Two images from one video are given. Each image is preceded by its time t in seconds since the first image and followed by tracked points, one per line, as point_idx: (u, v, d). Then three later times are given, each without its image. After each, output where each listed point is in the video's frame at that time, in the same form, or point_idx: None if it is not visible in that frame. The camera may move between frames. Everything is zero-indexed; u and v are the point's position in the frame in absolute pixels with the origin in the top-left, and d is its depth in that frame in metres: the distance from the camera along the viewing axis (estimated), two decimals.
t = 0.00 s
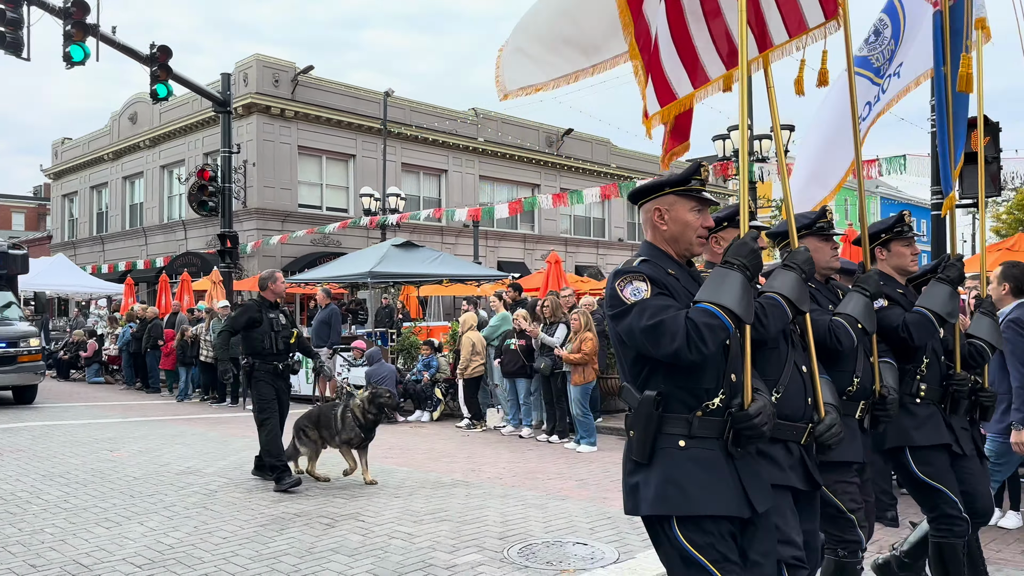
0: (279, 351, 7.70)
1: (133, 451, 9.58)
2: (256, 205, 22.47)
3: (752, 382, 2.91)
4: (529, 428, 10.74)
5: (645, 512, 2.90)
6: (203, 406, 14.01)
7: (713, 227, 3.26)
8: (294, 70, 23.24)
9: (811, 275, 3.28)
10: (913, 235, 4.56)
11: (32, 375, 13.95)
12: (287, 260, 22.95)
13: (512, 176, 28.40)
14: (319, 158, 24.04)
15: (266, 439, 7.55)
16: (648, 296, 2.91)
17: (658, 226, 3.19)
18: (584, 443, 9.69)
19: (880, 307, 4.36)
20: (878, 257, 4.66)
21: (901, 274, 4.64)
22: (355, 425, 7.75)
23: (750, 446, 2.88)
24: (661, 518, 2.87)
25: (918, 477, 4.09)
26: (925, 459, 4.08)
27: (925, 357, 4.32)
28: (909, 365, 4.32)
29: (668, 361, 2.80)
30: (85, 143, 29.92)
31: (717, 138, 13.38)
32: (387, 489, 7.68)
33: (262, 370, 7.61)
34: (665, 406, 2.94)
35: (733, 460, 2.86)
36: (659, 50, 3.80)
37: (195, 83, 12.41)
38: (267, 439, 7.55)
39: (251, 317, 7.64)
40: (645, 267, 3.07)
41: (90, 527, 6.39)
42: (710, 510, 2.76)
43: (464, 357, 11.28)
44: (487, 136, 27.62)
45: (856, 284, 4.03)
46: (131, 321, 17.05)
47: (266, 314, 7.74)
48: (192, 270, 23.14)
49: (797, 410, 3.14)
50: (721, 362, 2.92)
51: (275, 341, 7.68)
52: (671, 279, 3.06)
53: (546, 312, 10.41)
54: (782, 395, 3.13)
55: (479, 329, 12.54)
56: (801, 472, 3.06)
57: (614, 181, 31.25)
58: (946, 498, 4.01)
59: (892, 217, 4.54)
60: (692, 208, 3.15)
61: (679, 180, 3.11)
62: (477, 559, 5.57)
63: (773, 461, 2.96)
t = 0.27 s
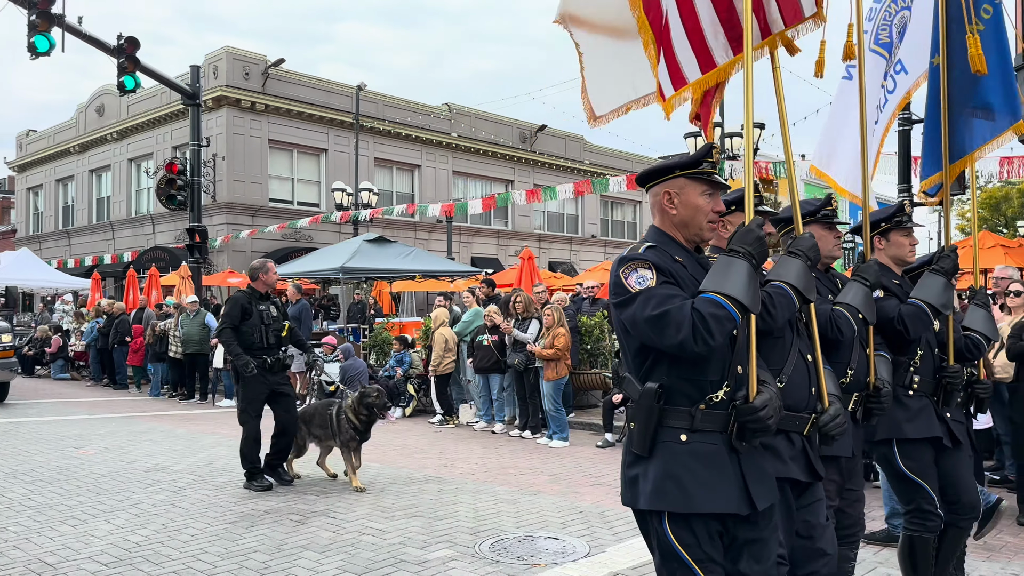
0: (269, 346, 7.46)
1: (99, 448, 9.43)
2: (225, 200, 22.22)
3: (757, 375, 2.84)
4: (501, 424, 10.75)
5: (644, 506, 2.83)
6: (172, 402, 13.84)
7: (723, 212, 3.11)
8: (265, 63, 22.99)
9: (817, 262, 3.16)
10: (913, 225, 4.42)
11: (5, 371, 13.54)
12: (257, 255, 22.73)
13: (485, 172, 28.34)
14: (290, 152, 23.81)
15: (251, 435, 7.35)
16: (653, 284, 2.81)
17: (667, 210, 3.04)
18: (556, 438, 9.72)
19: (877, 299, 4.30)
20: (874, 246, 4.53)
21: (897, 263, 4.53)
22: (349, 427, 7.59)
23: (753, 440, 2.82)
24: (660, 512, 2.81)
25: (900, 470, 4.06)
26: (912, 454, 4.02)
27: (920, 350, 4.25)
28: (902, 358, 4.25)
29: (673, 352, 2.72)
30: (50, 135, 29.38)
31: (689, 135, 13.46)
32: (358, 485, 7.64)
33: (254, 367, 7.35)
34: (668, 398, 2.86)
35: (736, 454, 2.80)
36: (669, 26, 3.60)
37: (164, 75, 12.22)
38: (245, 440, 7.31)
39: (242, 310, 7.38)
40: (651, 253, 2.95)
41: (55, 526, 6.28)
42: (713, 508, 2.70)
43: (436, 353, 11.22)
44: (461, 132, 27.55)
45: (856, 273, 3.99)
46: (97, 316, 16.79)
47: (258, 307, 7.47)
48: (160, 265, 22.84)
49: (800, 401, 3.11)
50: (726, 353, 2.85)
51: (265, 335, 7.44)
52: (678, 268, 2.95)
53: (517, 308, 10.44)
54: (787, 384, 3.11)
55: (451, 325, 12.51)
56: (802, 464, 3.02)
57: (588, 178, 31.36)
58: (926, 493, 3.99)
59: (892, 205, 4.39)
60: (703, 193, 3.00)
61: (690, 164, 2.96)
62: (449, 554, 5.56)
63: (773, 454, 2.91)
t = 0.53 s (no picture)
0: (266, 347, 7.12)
1: (69, 446, 9.29)
2: (199, 194, 21.98)
3: (753, 369, 2.83)
4: (478, 420, 10.75)
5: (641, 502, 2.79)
6: (145, 399, 13.67)
7: (716, 205, 3.10)
8: (240, 57, 22.76)
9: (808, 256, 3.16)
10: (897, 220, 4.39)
11: None
12: (232, 250, 22.52)
13: (463, 168, 28.28)
14: (265, 146, 23.59)
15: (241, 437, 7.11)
16: (650, 279, 2.76)
17: (661, 203, 3.02)
18: (533, 434, 9.74)
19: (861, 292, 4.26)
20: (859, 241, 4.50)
21: (881, 259, 4.50)
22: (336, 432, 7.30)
23: (749, 434, 2.81)
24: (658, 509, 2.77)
25: (879, 466, 4.05)
26: (890, 450, 4.03)
27: (902, 345, 4.27)
28: (885, 352, 4.26)
29: (671, 348, 2.69)
30: (20, 128, 28.89)
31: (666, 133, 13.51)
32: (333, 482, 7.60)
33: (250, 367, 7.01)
34: (664, 393, 2.83)
35: (733, 449, 2.78)
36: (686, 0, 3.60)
37: (137, 68, 12.05)
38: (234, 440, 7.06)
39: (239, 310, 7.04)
40: (646, 246, 2.91)
41: (24, 525, 6.18)
42: (713, 503, 2.68)
43: (411, 349, 11.20)
44: (439, 127, 27.46)
45: (842, 269, 4.00)
46: (68, 312, 16.54)
47: (257, 307, 7.10)
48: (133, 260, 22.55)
49: (789, 394, 3.13)
50: (722, 347, 2.83)
51: (263, 336, 7.10)
52: (673, 261, 2.92)
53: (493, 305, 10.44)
54: (776, 378, 3.11)
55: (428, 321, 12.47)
56: (791, 457, 3.04)
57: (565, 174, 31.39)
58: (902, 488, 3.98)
59: (878, 200, 4.36)
60: (699, 186, 2.99)
61: (684, 157, 2.95)
62: (424, 551, 5.55)
63: (766, 448, 2.91)
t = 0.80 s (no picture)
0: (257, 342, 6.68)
1: (37, 443, 9.14)
2: (172, 188, 21.71)
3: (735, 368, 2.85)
4: (453, 416, 10.73)
5: (622, 500, 2.81)
6: (116, 395, 13.51)
7: (701, 206, 3.12)
8: (213, 49, 22.50)
9: (787, 255, 3.16)
10: (870, 218, 4.44)
11: None
12: (205, 245, 22.30)
13: (440, 163, 28.19)
14: (239, 140, 23.36)
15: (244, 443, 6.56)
16: (633, 280, 2.77)
17: (649, 202, 3.01)
18: (508, 430, 9.76)
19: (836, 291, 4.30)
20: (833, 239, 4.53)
21: (853, 258, 4.53)
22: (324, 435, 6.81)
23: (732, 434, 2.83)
24: (638, 506, 2.78)
25: (849, 462, 4.09)
26: (861, 446, 4.07)
27: (873, 343, 4.32)
28: (858, 350, 4.28)
29: (653, 350, 2.70)
30: None
31: (641, 130, 13.57)
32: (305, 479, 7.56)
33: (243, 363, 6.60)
34: (647, 392, 2.83)
35: (714, 448, 2.80)
36: None
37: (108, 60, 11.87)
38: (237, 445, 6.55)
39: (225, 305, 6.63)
40: (630, 246, 2.91)
41: None
42: (694, 503, 2.69)
43: (386, 346, 11.10)
44: (415, 122, 27.36)
45: (816, 268, 3.99)
46: (37, 307, 16.27)
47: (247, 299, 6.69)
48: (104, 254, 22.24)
49: (767, 389, 3.17)
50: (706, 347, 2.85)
51: (254, 330, 6.66)
52: (656, 260, 2.93)
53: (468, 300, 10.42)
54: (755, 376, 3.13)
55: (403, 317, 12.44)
56: (768, 453, 3.07)
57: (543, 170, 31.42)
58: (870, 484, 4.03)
59: (852, 199, 4.40)
60: (685, 185, 2.99)
61: (672, 157, 2.95)
62: (397, 548, 5.54)
63: (746, 445, 2.93)
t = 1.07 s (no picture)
0: (248, 342, 6.48)
1: (15, 440, 9.04)
2: (153, 182, 21.51)
3: (718, 366, 2.86)
4: (437, 412, 10.72)
5: (605, 495, 2.81)
6: (96, 391, 13.39)
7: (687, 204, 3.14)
8: (195, 42, 22.31)
9: (769, 253, 3.19)
10: (850, 216, 4.47)
11: None
12: (186, 239, 22.14)
13: (424, 158, 28.12)
14: (221, 134, 23.18)
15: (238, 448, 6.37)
16: (618, 277, 2.77)
17: (638, 200, 3.01)
18: (491, 426, 9.76)
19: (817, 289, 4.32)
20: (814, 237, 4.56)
21: (833, 256, 4.56)
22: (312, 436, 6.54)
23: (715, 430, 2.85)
24: (621, 502, 2.78)
25: (828, 457, 4.12)
26: (841, 442, 4.10)
27: (853, 340, 4.35)
28: (837, 347, 4.31)
29: (637, 347, 2.70)
30: None
31: (625, 127, 13.61)
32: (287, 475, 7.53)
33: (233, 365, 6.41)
34: (631, 388, 2.84)
35: (697, 444, 2.81)
36: None
37: (88, 53, 11.75)
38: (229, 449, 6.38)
39: (211, 306, 6.42)
40: (616, 243, 2.92)
41: None
42: (677, 498, 2.70)
43: (368, 342, 11.12)
44: (400, 117, 27.28)
45: (797, 265, 4.00)
46: (16, 302, 16.08)
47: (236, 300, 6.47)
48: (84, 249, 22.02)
49: (747, 387, 3.19)
50: (690, 344, 2.86)
51: (243, 331, 6.47)
52: (641, 257, 2.93)
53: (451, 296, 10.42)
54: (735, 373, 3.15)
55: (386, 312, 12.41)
56: (748, 451, 3.09)
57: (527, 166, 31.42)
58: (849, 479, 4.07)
59: (833, 196, 4.43)
60: (672, 183, 3.00)
61: (660, 155, 2.96)
62: (380, 544, 5.53)
63: (727, 443, 2.95)
